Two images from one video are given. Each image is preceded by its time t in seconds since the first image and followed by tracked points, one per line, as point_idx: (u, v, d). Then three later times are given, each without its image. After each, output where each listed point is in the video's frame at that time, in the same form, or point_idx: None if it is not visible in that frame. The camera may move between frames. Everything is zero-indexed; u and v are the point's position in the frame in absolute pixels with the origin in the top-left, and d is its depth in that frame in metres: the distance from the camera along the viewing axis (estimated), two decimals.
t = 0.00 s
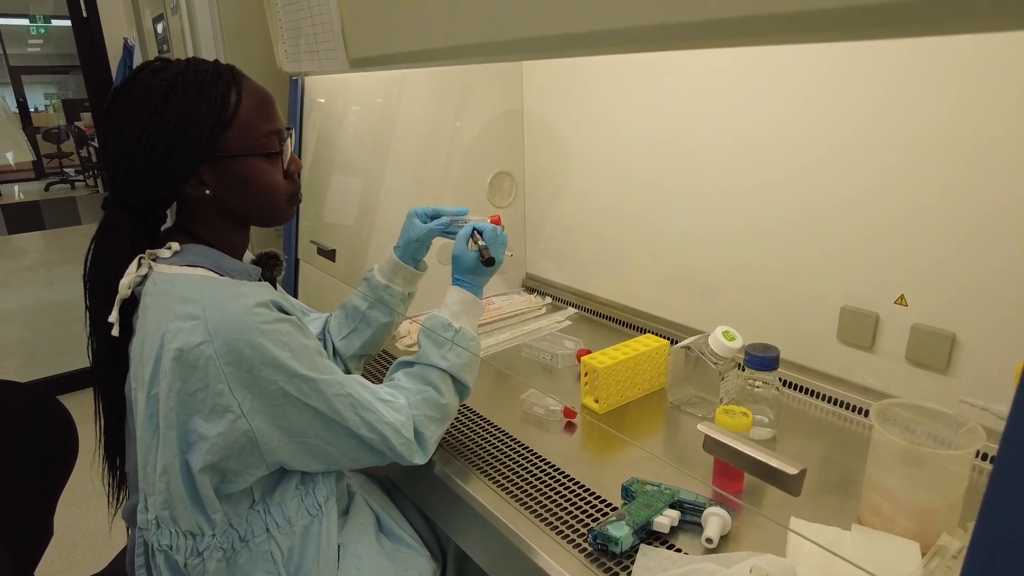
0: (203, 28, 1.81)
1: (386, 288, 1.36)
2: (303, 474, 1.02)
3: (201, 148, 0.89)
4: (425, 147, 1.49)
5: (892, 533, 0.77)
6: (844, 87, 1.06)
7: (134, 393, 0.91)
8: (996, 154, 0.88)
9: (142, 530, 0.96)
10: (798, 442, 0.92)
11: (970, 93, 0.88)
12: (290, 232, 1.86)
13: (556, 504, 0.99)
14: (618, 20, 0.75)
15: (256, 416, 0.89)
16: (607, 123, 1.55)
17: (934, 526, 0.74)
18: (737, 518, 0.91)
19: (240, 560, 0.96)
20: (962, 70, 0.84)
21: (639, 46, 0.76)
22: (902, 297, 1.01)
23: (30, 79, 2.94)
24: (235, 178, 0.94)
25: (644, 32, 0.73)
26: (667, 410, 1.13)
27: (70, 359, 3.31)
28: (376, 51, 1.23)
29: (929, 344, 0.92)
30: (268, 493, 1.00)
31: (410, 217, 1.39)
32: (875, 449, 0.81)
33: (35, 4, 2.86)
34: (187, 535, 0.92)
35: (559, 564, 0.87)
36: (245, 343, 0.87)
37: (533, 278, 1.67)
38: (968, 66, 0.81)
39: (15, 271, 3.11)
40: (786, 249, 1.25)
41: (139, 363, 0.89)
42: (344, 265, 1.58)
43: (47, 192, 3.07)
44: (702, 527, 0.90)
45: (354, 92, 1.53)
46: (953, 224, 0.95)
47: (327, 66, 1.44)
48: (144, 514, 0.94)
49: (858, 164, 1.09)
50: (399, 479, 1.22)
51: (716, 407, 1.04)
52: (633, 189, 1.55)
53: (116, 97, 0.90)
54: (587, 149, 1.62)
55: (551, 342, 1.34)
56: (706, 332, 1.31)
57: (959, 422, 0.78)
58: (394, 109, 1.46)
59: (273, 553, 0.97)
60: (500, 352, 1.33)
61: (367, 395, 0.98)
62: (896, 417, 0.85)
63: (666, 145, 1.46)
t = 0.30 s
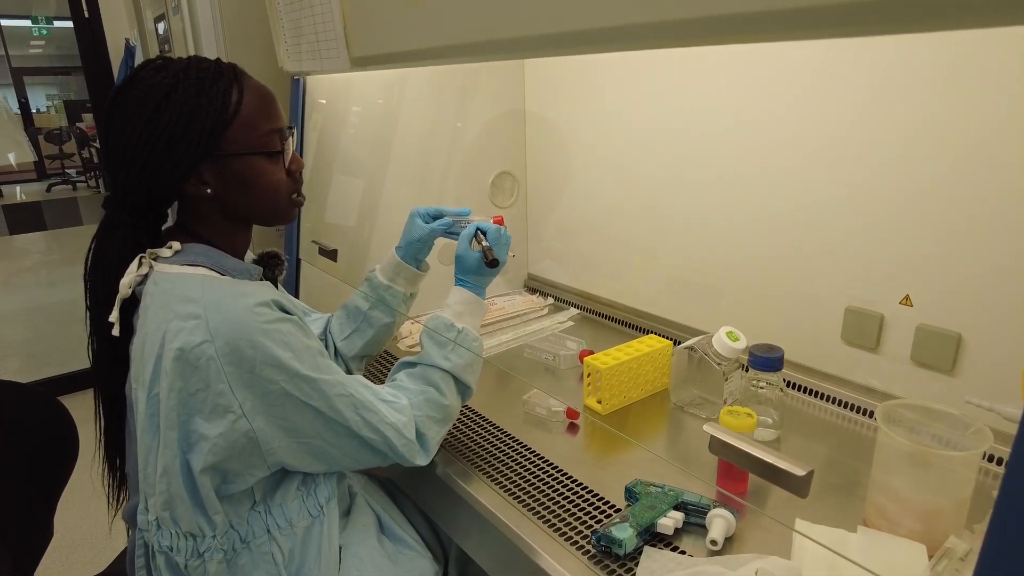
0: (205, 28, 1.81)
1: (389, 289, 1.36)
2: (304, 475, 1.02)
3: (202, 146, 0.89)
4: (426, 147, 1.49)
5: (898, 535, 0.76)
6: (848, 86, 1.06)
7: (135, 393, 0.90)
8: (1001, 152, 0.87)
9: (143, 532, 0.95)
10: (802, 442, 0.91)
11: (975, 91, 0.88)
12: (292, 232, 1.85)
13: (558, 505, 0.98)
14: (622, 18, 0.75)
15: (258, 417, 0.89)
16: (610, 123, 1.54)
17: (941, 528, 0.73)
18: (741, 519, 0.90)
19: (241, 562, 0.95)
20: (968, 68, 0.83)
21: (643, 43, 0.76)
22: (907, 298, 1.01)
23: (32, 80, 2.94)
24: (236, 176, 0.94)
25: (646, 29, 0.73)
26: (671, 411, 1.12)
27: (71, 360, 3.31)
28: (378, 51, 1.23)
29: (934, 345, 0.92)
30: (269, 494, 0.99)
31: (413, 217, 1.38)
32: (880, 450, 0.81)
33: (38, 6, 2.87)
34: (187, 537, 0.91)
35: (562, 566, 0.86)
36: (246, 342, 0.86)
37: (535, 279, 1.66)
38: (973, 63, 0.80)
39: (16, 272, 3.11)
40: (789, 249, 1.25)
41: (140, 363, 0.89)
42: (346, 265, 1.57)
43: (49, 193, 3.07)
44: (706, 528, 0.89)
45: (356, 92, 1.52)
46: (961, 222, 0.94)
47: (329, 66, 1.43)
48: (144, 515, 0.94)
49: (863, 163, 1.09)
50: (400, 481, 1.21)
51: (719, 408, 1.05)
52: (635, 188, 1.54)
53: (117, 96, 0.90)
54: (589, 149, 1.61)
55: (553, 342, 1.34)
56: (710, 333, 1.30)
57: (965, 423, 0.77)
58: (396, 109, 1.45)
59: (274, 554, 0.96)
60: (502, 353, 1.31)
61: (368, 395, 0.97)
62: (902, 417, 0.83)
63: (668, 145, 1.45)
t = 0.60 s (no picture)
0: (206, 28, 1.81)
1: (389, 289, 1.35)
2: (304, 477, 1.01)
3: (202, 145, 0.88)
4: (427, 147, 1.49)
5: (903, 538, 0.75)
6: (850, 85, 1.05)
7: (134, 394, 0.90)
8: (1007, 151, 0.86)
9: (142, 533, 0.95)
10: (807, 445, 0.90)
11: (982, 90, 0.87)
12: (293, 233, 1.85)
13: (560, 507, 0.97)
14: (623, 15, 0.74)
15: (257, 417, 0.88)
16: (612, 123, 1.54)
17: (947, 530, 0.73)
18: (744, 521, 0.90)
19: (240, 564, 0.95)
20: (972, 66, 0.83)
21: (645, 42, 0.75)
22: (910, 298, 1.00)
23: (33, 81, 2.94)
24: (236, 176, 0.93)
25: (646, 27, 0.73)
26: (673, 412, 1.11)
27: (71, 360, 3.31)
28: (379, 50, 1.22)
29: (938, 348, 0.91)
30: (269, 495, 0.98)
31: (413, 217, 1.38)
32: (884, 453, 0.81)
33: (40, 6, 2.87)
34: (187, 538, 0.90)
35: (564, 568, 0.85)
36: (246, 343, 0.86)
37: (536, 279, 1.64)
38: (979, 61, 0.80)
39: (17, 273, 3.11)
40: (792, 249, 1.24)
41: (139, 364, 0.89)
42: (347, 265, 1.57)
43: (50, 193, 3.06)
44: (709, 531, 0.89)
45: (357, 92, 1.52)
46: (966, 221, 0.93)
47: (329, 65, 1.43)
48: (143, 516, 0.93)
49: (866, 162, 1.08)
50: (401, 482, 1.20)
51: (721, 409, 1.04)
52: (637, 188, 1.53)
53: (116, 95, 0.90)
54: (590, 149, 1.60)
55: (554, 343, 1.32)
56: (711, 334, 1.29)
57: (970, 425, 0.76)
58: (396, 108, 1.45)
59: (273, 556, 0.96)
60: (504, 354, 1.30)
61: (369, 396, 0.97)
62: (907, 419, 0.83)
63: (669, 144, 1.44)
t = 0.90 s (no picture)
0: (206, 28, 1.81)
1: (390, 290, 1.35)
2: (304, 478, 1.01)
3: (202, 146, 0.88)
4: (428, 148, 1.49)
5: (905, 540, 0.75)
6: (852, 85, 1.05)
7: (134, 395, 0.90)
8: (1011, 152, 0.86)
9: (142, 534, 0.94)
10: (809, 446, 0.90)
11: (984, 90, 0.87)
12: (293, 234, 1.85)
13: (561, 508, 0.97)
14: (624, 15, 0.74)
15: (258, 418, 0.88)
16: (613, 123, 1.53)
17: (949, 532, 0.73)
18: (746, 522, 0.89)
19: (241, 566, 0.95)
20: (975, 66, 0.83)
21: (646, 42, 0.75)
22: (913, 299, 0.99)
23: (35, 81, 2.93)
24: (236, 176, 0.93)
25: (647, 27, 0.73)
26: (674, 413, 1.11)
27: (72, 361, 3.32)
28: (380, 50, 1.22)
29: (942, 349, 0.91)
30: (269, 497, 0.98)
31: (413, 218, 1.38)
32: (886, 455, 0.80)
33: (41, 7, 2.87)
34: (187, 540, 0.90)
35: (565, 569, 0.85)
36: (246, 344, 0.86)
37: (537, 280, 1.63)
38: (981, 60, 0.79)
39: (18, 273, 3.11)
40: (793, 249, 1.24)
41: (140, 366, 0.88)
42: (347, 266, 1.57)
43: (51, 194, 3.06)
44: (711, 532, 0.88)
45: (358, 92, 1.52)
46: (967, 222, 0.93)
47: (330, 65, 1.43)
48: (143, 518, 0.93)
49: (868, 163, 1.08)
50: (402, 482, 1.20)
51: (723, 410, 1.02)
52: (638, 189, 1.52)
53: (116, 95, 0.89)
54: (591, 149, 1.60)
55: (556, 344, 1.31)
56: (713, 335, 1.29)
57: (972, 426, 0.76)
58: (397, 109, 1.45)
59: (273, 558, 0.96)
60: (506, 353, 1.30)
61: (369, 397, 0.97)
62: (909, 421, 0.82)
63: (670, 145, 1.44)
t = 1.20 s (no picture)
0: (207, 28, 1.81)
1: (391, 289, 1.35)
2: (305, 478, 1.01)
3: (202, 145, 0.88)
4: (429, 148, 1.49)
5: (910, 541, 0.74)
6: (855, 84, 1.04)
7: (135, 394, 0.90)
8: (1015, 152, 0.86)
9: (143, 534, 0.94)
10: (811, 446, 0.89)
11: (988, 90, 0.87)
12: (294, 233, 1.84)
13: (563, 508, 0.97)
14: (624, 14, 0.74)
15: (258, 418, 0.88)
16: (614, 123, 1.53)
17: (954, 533, 0.72)
18: (748, 523, 0.89)
19: (242, 565, 0.94)
20: (978, 64, 0.82)
21: (648, 40, 0.75)
22: (914, 298, 1.00)
23: (36, 82, 2.93)
24: (236, 175, 0.93)
25: (649, 25, 0.72)
26: (676, 413, 1.11)
27: (73, 361, 3.32)
28: (381, 49, 1.22)
29: (943, 349, 0.91)
30: (270, 496, 0.98)
31: (415, 218, 1.37)
32: (890, 455, 0.79)
33: (43, 7, 2.87)
34: (188, 539, 0.90)
35: (567, 570, 0.85)
36: (247, 344, 0.86)
37: (539, 280, 1.63)
38: (985, 59, 0.79)
39: (20, 273, 3.11)
40: (795, 250, 1.23)
41: (140, 365, 0.88)
42: (348, 265, 1.57)
43: (53, 194, 3.06)
44: (713, 533, 0.88)
45: (359, 92, 1.52)
46: (970, 222, 0.93)
47: (331, 65, 1.43)
48: (144, 517, 0.93)
49: (871, 162, 1.08)
50: (403, 482, 1.20)
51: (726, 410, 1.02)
52: (639, 189, 1.52)
53: (116, 94, 0.89)
54: (592, 149, 1.60)
55: (557, 344, 1.32)
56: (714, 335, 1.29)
57: (976, 427, 0.76)
58: (398, 108, 1.44)
59: (275, 557, 0.95)
60: (508, 352, 1.30)
61: (371, 397, 0.96)
62: (912, 421, 0.81)
63: (672, 144, 1.44)
